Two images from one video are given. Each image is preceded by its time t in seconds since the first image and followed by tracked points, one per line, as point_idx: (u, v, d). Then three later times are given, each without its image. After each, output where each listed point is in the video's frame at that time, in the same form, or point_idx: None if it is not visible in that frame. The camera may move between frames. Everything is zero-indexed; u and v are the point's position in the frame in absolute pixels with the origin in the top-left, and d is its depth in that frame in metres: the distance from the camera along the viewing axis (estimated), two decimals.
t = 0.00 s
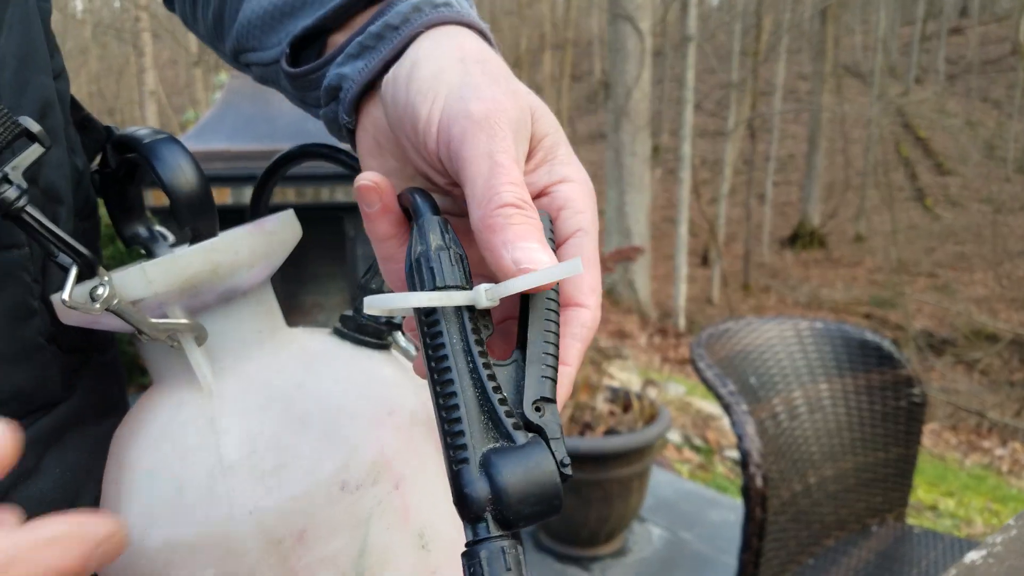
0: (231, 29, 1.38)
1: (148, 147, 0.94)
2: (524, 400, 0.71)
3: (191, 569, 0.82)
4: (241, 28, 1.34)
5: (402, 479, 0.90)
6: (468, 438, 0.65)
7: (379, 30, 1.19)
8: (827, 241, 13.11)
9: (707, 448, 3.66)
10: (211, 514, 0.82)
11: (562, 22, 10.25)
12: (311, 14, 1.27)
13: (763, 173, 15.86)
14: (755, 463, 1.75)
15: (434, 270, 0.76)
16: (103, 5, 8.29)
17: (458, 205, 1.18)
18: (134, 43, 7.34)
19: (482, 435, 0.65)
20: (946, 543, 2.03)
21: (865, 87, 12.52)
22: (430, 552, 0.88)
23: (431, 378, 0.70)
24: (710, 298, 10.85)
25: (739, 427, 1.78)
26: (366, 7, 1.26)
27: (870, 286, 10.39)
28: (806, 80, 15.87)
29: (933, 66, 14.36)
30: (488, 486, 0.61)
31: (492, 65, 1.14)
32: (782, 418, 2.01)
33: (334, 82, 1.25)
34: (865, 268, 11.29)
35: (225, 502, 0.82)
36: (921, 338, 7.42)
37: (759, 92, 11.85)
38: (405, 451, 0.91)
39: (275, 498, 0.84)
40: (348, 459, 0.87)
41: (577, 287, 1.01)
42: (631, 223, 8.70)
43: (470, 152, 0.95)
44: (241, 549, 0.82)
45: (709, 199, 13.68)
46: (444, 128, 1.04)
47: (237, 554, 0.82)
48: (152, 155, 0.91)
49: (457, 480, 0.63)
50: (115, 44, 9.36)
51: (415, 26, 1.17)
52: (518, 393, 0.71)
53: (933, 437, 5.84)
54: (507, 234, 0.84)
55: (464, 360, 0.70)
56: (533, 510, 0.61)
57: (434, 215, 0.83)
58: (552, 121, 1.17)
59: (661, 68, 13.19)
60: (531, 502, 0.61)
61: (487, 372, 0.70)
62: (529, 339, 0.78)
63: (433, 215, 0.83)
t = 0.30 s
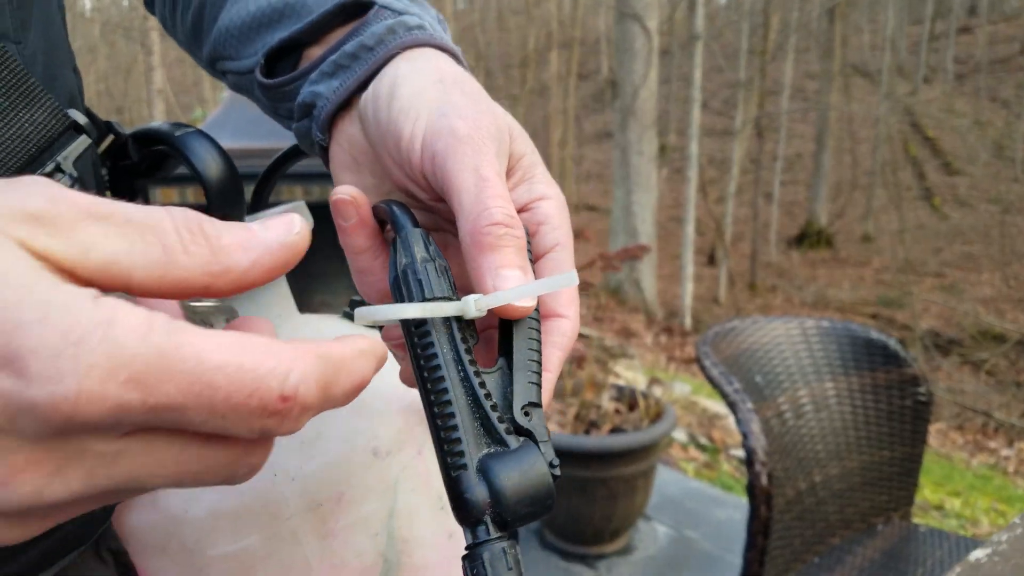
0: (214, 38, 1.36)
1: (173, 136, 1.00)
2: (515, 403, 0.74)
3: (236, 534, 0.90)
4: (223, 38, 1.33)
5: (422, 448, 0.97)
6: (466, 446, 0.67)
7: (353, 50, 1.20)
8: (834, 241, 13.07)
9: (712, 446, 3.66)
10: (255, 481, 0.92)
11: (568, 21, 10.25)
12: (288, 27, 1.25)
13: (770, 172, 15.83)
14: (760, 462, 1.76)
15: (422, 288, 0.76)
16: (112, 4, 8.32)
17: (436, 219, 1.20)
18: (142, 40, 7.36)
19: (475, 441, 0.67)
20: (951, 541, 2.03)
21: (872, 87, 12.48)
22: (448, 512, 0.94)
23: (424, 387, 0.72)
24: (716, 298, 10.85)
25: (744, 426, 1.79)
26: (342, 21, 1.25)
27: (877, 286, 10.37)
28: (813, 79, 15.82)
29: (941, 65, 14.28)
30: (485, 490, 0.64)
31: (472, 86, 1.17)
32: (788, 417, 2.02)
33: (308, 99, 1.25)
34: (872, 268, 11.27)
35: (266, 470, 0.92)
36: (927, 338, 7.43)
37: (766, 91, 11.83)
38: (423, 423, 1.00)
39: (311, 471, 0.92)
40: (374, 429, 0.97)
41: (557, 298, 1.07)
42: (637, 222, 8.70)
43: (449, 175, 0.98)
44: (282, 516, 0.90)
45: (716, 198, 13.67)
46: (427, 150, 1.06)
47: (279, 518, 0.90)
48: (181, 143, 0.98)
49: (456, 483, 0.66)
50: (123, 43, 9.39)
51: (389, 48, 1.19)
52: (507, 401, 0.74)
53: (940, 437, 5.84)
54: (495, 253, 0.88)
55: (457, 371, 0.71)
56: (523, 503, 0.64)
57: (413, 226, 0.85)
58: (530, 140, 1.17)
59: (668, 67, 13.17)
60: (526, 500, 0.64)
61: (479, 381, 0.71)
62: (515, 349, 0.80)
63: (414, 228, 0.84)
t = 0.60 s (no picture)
0: (179, 41, 1.25)
1: (164, 144, 0.96)
2: (489, 394, 0.71)
3: (222, 523, 0.83)
4: (190, 44, 1.22)
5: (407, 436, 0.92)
6: (442, 438, 0.64)
7: (320, 68, 1.12)
8: (839, 242, 13.06)
9: (719, 448, 3.66)
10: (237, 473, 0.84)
11: (574, 22, 10.27)
12: (257, 42, 1.15)
13: (775, 173, 15.83)
14: (767, 463, 1.76)
15: (391, 294, 0.72)
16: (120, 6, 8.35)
17: (401, 228, 1.14)
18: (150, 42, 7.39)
19: (453, 432, 0.64)
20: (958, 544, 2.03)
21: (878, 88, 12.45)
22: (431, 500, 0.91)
23: (398, 385, 0.68)
24: (721, 299, 10.86)
25: (751, 427, 1.79)
26: (310, 40, 1.16)
27: (883, 287, 10.36)
28: (819, 80, 15.82)
29: (947, 66, 14.26)
30: (465, 478, 0.61)
31: (435, 102, 1.10)
32: (795, 419, 2.02)
33: (275, 114, 1.16)
34: (878, 269, 11.24)
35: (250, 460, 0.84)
36: (933, 339, 7.42)
37: (772, 92, 11.82)
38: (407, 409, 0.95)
39: (299, 453, 0.86)
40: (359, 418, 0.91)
41: (524, 303, 1.02)
42: (643, 223, 8.69)
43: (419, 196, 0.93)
44: (269, 505, 0.83)
45: (721, 199, 13.69)
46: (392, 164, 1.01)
47: (265, 506, 0.83)
48: (170, 150, 0.94)
49: (434, 474, 0.63)
50: (131, 45, 9.44)
51: (357, 67, 1.12)
52: (478, 394, 0.70)
53: (946, 438, 5.84)
54: (462, 258, 0.84)
55: (430, 368, 0.68)
56: (507, 487, 0.62)
57: (382, 235, 0.80)
58: (490, 152, 1.10)
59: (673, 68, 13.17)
60: (513, 484, 0.62)
61: (452, 376, 0.68)
62: (485, 345, 0.77)
63: (380, 235, 0.79)
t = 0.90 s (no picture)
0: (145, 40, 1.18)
1: (147, 131, 0.94)
2: (434, 369, 0.69)
3: (222, 477, 0.79)
4: (153, 43, 1.15)
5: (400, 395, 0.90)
6: (391, 404, 0.63)
7: (277, 73, 1.06)
8: (845, 244, 13.07)
9: (724, 449, 3.67)
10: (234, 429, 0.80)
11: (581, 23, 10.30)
12: (218, 46, 1.09)
13: (780, 175, 15.85)
14: (775, 465, 1.77)
15: (342, 284, 0.70)
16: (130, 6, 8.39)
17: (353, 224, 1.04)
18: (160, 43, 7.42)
19: (405, 403, 0.64)
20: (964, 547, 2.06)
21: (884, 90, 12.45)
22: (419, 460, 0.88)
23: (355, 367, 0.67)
24: (726, 300, 10.87)
25: (759, 429, 1.80)
26: (270, 45, 1.09)
27: (888, 289, 10.37)
28: (824, 82, 15.84)
29: (953, 69, 14.27)
30: (415, 443, 0.61)
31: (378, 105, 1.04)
32: (803, 421, 2.02)
33: (233, 115, 1.10)
34: (883, 271, 11.25)
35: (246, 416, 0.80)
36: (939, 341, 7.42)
37: (779, 94, 11.85)
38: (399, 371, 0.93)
39: (289, 414, 0.81)
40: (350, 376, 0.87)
41: (467, 286, 0.95)
42: (649, 224, 8.68)
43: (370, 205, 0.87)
44: (268, 461, 0.80)
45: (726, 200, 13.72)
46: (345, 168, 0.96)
47: (265, 462, 0.79)
48: (158, 141, 0.93)
49: (387, 442, 0.62)
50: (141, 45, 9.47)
51: (310, 73, 1.06)
52: (426, 368, 0.69)
53: (952, 441, 5.85)
54: (406, 249, 0.81)
55: (382, 350, 0.67)
56: (456, 451, 0.61)
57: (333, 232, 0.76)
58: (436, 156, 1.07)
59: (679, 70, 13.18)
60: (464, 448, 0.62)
61: (402, 354, 0.68)
62: (429, 327, 0.75)
63: (332, 232, 0.76)
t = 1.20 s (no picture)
0: (188, 60, 1.09)
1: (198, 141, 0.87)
2: (454, 337, 0.61)
3: (267, 455, 0.79)
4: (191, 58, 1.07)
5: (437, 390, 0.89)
6: (410, 362, 0.57)
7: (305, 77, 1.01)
8: (853, 245, 13.13)
9: (733, 448, 3.68)
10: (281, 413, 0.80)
11: (590, 25, 10.42)
12: (261, 62, 1.00)
13: (788, 177, 15.89)
14: (786, 467, 1.78)
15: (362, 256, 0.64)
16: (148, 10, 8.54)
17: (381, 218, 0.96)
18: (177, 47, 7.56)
19: (428, 363, 0.57)
20: (974, 549, 2.09)
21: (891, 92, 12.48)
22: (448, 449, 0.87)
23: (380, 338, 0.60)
24: (733, 300, 10.96)
25: (770, 431, 1.81)
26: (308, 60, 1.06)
27: (896, 290, 10.44)
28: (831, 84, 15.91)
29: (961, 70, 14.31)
30: (438, 401, 0.54)
31: (416, 115, 0.93)
32: (813, 423, 2.03)
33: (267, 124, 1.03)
34: (890, 272, 11.33)
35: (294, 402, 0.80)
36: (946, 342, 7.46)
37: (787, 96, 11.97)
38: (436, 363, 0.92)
39: (330, 396, 0.82)
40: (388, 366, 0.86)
41: (486, 275, 0.83)
42: (657, 225, 8.72)
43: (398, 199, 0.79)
44: (309, 443, 0.80)
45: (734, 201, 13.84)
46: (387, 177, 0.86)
47: (308, 446, 0.79)
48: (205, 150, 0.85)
49: (411, 404, 0.56)
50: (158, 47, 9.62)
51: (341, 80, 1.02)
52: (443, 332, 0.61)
53: (960, 442, 5.87)
54: (429, 233, 0.73)
55: (408, 320, 0.59)
56: (475, 407, 0.55)
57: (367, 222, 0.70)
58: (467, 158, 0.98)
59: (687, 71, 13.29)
60: (480, 404, 0.55)
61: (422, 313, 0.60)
62: (450, 305, 0.66)
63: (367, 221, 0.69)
